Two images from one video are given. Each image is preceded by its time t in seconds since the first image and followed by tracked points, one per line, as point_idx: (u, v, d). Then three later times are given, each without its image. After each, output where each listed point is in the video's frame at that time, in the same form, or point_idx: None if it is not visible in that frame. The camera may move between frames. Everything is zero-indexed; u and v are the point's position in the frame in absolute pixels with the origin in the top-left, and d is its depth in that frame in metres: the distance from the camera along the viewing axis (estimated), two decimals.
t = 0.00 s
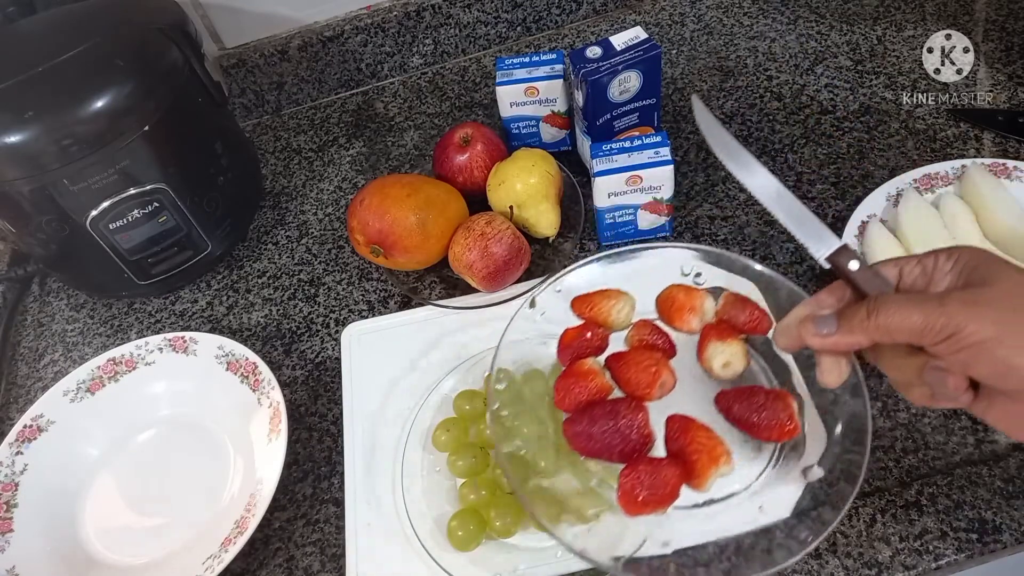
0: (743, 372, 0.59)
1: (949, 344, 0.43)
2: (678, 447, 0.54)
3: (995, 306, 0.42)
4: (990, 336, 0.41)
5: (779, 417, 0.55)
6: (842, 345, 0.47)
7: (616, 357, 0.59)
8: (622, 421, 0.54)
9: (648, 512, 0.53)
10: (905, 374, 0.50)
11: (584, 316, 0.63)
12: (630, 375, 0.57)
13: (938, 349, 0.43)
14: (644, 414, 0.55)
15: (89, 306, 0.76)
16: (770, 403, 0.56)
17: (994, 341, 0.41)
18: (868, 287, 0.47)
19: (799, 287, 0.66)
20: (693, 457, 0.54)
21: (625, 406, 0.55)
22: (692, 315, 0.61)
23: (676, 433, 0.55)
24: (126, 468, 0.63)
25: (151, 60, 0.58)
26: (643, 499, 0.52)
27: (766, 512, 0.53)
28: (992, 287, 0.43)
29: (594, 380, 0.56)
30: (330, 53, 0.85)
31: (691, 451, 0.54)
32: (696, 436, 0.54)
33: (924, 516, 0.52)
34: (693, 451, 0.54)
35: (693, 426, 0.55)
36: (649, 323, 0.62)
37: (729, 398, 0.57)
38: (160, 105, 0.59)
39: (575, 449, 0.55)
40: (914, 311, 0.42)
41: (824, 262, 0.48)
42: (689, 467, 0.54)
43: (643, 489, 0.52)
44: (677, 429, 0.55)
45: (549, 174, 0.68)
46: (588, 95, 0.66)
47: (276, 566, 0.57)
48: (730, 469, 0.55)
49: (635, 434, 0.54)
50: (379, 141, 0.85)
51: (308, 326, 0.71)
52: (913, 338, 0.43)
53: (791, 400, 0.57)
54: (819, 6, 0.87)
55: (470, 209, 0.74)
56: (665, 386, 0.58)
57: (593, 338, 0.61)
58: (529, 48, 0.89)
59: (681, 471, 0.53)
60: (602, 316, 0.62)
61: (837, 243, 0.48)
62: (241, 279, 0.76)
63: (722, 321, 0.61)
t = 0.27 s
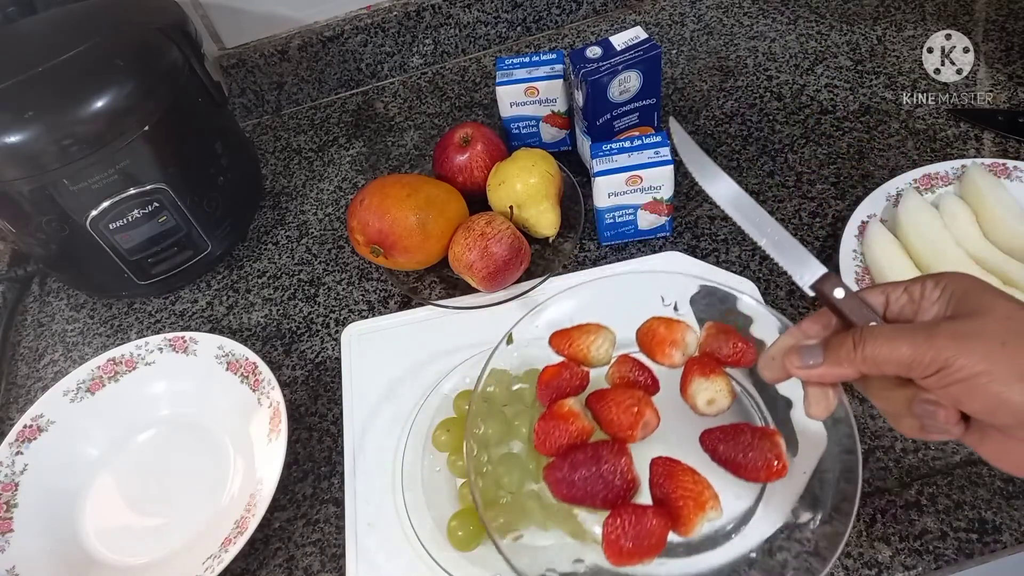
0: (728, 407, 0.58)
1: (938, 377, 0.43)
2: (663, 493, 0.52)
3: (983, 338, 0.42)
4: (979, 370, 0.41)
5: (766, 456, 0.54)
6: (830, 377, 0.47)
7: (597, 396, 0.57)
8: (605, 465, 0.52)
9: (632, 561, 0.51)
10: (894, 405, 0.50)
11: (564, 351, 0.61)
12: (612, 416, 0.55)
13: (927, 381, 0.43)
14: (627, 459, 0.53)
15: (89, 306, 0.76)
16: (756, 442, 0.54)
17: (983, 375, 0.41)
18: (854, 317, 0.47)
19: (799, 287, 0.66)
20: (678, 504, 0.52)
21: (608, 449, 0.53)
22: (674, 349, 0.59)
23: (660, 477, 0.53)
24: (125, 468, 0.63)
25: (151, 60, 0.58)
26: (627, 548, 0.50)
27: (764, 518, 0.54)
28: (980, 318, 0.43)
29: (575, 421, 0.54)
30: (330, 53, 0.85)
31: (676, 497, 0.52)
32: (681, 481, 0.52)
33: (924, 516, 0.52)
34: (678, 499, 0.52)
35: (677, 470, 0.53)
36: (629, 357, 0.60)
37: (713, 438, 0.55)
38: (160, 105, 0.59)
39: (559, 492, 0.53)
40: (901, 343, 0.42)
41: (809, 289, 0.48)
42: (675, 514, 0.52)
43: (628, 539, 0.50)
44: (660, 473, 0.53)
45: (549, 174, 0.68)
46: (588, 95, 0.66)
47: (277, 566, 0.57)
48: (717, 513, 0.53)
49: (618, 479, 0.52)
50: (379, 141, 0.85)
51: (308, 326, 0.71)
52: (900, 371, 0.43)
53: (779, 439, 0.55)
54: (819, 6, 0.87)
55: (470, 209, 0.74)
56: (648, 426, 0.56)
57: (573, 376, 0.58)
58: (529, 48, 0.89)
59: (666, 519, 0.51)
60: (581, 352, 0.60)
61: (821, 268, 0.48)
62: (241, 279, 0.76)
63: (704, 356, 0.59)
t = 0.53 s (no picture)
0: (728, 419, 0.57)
1: (939, 388, 0.43)
2: (663, 504, 0.52)
3: (984, 351, 0.42)
4: (980, 382, 0.41)
5: (766, 470, 0.53)
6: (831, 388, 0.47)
7: (597, 406, 0.56)
8: (605, 476, 0.52)
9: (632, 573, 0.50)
10: (895, 415, 0.50)
11: (563, 361, 0.60)
12: (611, 427, 0.55)
13: (927, 392, 0.44)
14: (627, 469, 0.52)
15: (89, 307, 0.76)
16: (756, 453, 0.54)
17: (984, 387, 0.41)
18: (854, 326, 0.47)
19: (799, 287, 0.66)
20: (678, 516, 0.51)
21: (608, 459, 0.53)
22: (675, 359, 0.59)
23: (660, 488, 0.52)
24: (125, 468, 0.63)
25: (151, 60, 0.58)
26: (626, 562, 0.50)
27: (763, 519, 0.54)
28: (981, 330, 0.43)
29: (574, 432, 0.54)
30: (330, 53, 0.85)
31: (676, 509, 0.51)
32: (681, 492, 0.52)
33: (924, 516, 0.52)
34: (678, 511, 0.51)
35: (677, 481, 0.52)
36: (630, 368, 0.60)
37: (714, 449, 0.55)
38: (160, 105, 0.59)
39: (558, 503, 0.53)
40: (903, 354, 0.43)
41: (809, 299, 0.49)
42: (675, 527, 0.51)
43: (627, 551, 0.49)
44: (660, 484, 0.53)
45: (549, 174, 0.68)
46: (588, 95, 0.66)
47: (277, 566, 0.57)
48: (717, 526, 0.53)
49: (618, 490, 0.52)
50: (379, 141, 0.85)
51: (308, 326, 0.71)
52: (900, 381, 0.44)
53: (781, 450, 0.55)
54: (819, 6, 0.87)
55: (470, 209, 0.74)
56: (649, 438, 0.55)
57: (573, 387, 0.57)
58: (529, 48, 0.89)
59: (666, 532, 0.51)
60: (581, 363, 0.59)
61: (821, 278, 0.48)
62: (241, 279, 0.76)
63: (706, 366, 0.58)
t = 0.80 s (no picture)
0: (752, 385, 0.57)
1: (961, 354, 0.48)
2: (690, 458, 0.52)
3: (1000, 320, 0.47)
4: (999, 348, 0.46)
5: (790, 425, 0.54)
6: (852, 356, 0.52)
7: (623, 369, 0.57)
8: (632, 433, 0.52)
9: (660, 523, 0.51)
10: (914, 387, 0.56)
11: (590, 328, 0.61)
12: (637, 386, 0.55)
13: (952, 359, 0.49)
14: (654, 425, 0.53)
15: (89, 306, 0.76)
16: (780, 414, 0.55)
17: (1004, 352, 0.46)
18: (877, 301, 0.54)
19: (799, 287, 0.66)
20: (705, 469, 0.52)
21: (635, 417, 0.53)
22: (699, 328, 0.59)
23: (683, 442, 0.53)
24: (125, 468, 0.63)
25: (151, 60, 0.58)
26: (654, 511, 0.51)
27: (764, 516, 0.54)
28: (998, 302, 0.48)
29: (602, 392, 0.54)
30: (330, 53, 0.85)
31: (703, 462, 0.52)
32: (708, 448, 0.52)
33: (924, 516, 0.52)
34: (705, 464, 0.52)
35: (702, 435, 0.53)
36: (654, 335, 0.60)
37: (736, 409, 0.55)
38: (160, 105, 0.59)
39: (581, 465, 0.52)
40: (923, 323, 0.47)
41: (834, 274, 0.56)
42: (703, 479, 0.52)
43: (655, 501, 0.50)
44: (684, 437, 0.53)
45: (549, 174, 0.68)
46: (588, 95, 0.66)
47: (277, 566, 0.57)
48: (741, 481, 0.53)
49: (646, 446, 0.52)
50: (379, 141, 0.84)
51: (308, 326, 0.71)
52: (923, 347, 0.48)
53: (803, 413, 0.56)
54: (819, 6, 0.87)
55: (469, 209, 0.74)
56: (676, 400, 0.55)
57: (599, 352, 0.58)
58: (529, 48, 0.89)
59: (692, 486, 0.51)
60: (607, 329, 0.60)
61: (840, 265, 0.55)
62: (241, 279, 0.76)
63: (730, 332, 0.59)
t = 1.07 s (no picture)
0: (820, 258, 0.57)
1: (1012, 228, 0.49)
2: (758, 307, 0.53)
3: None
4: None
5: (853, 291, 0.55)
6: (910, 236, 0.55)
7: (704, 233, 0.58)
8: (706, 288, 0.55)
9: (726, 359, 0.54)
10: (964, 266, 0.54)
11: (670, 204, 0.61)
12: (715, 247, 0.56)
13: (1002, 231, 0.49)
14: (729, 284, 0.55)
15: (89, 306, 0.76)
16: (848, 278, 0.55)
17: None
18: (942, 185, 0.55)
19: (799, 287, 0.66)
20: (773, 315, 0.53)
21: (711, 276, 0.55)
22: (776, 207, 0.58)
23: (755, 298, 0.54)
24: (126, 468, 0.63)
25: (151, 60, 0.58)
26: (723, 345, 0.53)
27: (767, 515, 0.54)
28: None
29: (681, 256, 0.57)
30: (330, 53, 0.85)
31: (770, 310, 0.53)
32: (776, 299, 0.53)
33: (924, 515, 0.52)
34: (770, 313, 0.53)
35: (773, 292, 0.54)
36: (734, 212, 0.60)
37: (805, 273, 0.56)
38: (160, 105, 0.59)
39: (581, 455, 0.55)
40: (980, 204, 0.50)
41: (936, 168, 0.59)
42: (768, 323, 0.53)
43: (727, 341, 0.53)
44: (757, 293, 0.54)
45: (549, 174, 0.68)
46: (588, 95, 0.66)
47: (276, 566, 0.57)
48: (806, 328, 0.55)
49: (720, 304, 0.54)
50: (379, 141, 0.84)
51: (308, 326, 0.71)
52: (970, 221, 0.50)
53: (864, 281, 0.56)
54: (819, 6, 0.87)
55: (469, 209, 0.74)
56: (750, 262, 0.55)
57: (679, 224, 0.59)
58: (529, 48, 0.89)
59: (760, 329, 0.53)
60: (689, 196, 0.60)
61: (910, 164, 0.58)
62: (241, 279, 0.76)
63: (807, 210, 0.58)
